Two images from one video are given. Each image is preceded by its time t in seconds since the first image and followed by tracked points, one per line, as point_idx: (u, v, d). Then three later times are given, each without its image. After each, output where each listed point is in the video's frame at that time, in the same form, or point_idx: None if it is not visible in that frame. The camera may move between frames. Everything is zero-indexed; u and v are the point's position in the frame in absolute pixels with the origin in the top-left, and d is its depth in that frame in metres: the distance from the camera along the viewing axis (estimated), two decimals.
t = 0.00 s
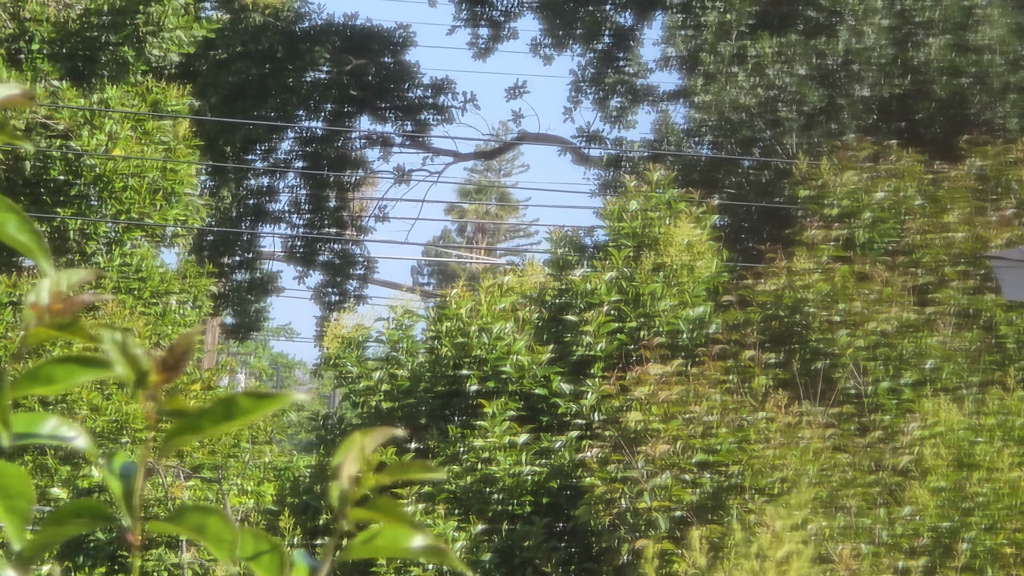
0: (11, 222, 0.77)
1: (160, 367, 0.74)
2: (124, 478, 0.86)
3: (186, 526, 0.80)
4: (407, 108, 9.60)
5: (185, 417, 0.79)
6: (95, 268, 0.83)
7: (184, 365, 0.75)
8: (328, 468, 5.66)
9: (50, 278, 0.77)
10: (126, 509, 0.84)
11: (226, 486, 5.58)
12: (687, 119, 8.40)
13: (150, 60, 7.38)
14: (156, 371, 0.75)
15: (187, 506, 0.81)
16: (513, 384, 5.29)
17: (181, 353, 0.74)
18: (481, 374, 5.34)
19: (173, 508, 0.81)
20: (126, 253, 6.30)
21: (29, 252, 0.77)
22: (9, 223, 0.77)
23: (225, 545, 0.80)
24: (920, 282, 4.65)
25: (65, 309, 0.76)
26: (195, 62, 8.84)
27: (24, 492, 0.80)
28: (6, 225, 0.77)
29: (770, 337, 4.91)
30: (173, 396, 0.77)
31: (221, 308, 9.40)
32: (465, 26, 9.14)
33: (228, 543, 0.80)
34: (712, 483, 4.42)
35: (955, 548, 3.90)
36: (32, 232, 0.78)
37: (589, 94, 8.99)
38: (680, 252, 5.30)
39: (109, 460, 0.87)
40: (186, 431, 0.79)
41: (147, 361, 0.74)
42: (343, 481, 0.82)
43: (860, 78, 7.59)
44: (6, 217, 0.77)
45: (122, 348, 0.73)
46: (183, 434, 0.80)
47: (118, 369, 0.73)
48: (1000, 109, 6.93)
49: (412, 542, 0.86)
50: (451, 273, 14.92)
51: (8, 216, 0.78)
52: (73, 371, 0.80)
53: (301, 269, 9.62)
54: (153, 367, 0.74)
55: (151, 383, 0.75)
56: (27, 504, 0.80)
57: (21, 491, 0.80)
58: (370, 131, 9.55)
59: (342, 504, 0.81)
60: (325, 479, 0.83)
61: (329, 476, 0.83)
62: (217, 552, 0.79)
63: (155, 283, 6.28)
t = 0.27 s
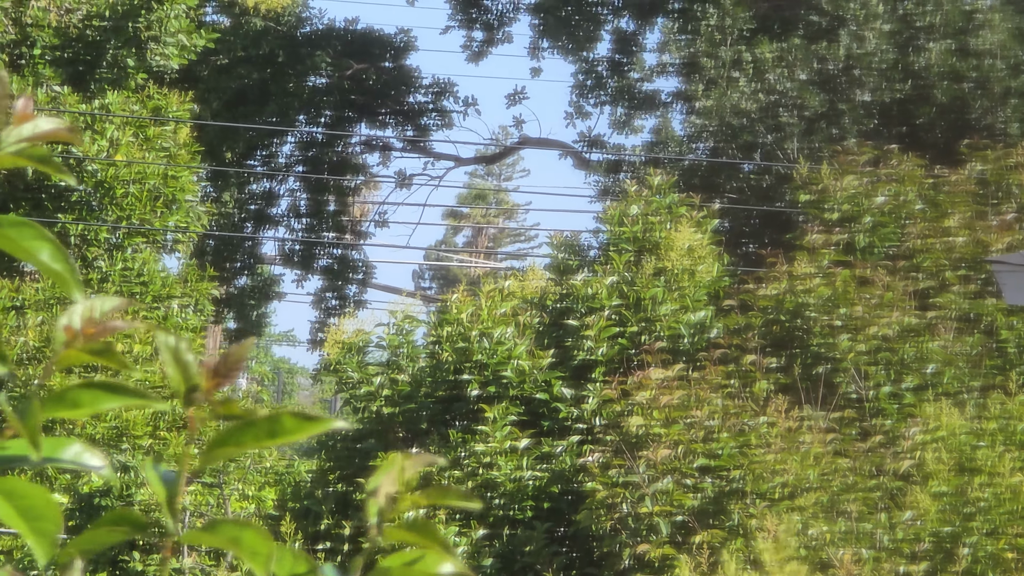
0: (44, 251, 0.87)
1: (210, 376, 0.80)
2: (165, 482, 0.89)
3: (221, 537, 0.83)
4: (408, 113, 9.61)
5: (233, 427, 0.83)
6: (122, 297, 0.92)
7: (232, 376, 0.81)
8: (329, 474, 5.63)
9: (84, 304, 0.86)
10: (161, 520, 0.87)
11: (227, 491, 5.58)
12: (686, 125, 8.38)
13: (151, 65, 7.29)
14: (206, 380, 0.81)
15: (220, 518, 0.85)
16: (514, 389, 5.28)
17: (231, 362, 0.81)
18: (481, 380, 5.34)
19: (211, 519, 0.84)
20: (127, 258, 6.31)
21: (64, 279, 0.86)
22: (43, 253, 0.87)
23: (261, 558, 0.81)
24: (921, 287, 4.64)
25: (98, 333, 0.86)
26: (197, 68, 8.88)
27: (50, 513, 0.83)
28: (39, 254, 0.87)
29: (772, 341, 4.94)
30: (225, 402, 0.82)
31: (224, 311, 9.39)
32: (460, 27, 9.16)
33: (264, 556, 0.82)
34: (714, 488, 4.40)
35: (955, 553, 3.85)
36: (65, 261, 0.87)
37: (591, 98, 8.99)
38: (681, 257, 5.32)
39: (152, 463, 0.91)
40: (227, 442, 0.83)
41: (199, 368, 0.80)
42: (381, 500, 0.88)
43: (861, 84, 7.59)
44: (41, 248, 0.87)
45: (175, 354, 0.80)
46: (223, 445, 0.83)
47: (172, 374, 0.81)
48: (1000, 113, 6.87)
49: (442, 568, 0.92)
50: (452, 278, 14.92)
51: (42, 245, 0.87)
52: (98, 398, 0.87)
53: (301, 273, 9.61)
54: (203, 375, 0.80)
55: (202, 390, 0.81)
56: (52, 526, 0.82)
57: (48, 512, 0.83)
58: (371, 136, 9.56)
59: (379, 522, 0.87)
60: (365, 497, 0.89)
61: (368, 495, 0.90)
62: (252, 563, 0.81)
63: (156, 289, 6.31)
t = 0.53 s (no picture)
0: (48, 252, 0.88)
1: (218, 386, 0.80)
2: (173, 491, 0.89)
3: (230, 546, 0.83)
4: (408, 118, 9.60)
5: (241, 436, 0.83)
6: (128, 298, 0.93)
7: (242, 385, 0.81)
8: (330, 477, 5.62)
9: (88, 307, 0.87)
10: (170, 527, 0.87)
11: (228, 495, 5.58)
12: (686, 129, 8.43)
13: (150, 70, 7.42)
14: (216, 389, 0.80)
15: (229, 526, 0.85)
16: (515, 394, 5.29)
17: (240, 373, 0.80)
18: (483, 384, 5.34)
19: (218, 527, 0.85)
20: (129, 263, 6.32)
21: (69, 279, 0.87)
22: (48, 254, 0.87)
23: (269, 567, 0.82)
24: (922, 291, 4.65)
25: (104, 333, 0.86)
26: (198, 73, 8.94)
27: (56, 515, 0.83)
28: (45, 255, 0.87)
29: (772, 346, 4.94)
30: (235, 411, 0.81)
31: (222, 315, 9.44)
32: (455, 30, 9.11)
33: (272, 564, 0.82)
34: (715, 493, 4.41)
35: (957, 557, 3.88)
36: (69, 261, 0.88)
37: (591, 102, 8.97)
38: (682, 261, 5.32)
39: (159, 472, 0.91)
40: (234, 454, 0.82)
41: (209, 377, 0.80)
42: (393, 507, 0.89)
43: (863, 88, 7.59)
44: (45, 248, 0.88)
45: (185, 363, 0.80)
46: (233, 456, 0.83)
47: (181, 383, 0.81)
48: (1002, 118, 6.94)
49: None
50: (452, 283, 14.89)
51: (47, 246, 0.88)
52: (102, 400, 0.87)
53: (298, 276, 9.56)
54: (211, 384, 0.80)
55: (212, 400, 0.81)
56: (60, 526, 0.82)
57: (56, 514, 0.83)
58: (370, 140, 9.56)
59: (391, 528, 0.87)
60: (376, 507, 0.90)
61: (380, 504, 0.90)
62: (260, 570, 0.82)
63: (158, 294, 6.31)
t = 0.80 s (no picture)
0: (48, 252, 0.88)
1: (199, 382, 0.79)
2: (161, 489, 0.89)
3: (220, 542, 0.83)
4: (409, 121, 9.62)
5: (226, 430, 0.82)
6: (127, 296, 0.93)
7: (225, 381, 0.80)
8: (332, 480, 5.64)
9: (85, 305, 0.87)
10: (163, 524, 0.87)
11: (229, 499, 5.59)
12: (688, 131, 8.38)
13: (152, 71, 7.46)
14: (196, 386, 0.79)
15: (220, 523, 0.85)
16: (517, 397, 5.30)
17: (223, 367, 0.79)
18: (485, 388, 5.34)
19: (210, 523, 0.84)
20: (130, 266, 6.33)
21: (67, 278, 0.87)
22: (48, 254, 0.88)
23: (258, 562, 0.82)
24: (923, 295, 4.66)
25: (100, 332, 0.86)
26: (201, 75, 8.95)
27: (55, 514, 0.84)
28: (45, 255, 0.88)
29: (773, 349, 4.88)
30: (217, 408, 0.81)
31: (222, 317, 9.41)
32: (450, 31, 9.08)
33: (261, 560, 0.82)
34: (716, 496, 4.42)
35: (959, 559, 3.93)
36: (68, 260, 0.88)
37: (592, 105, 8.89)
38: (684, 264, 5.30)
39: (148, 469, 0.90)
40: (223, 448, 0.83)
41: (189, 374, 0.79)
42: (377, 500, 0.88)
43: (864, 92, 7.60)
44: (45, 248, 0.88)
45: (166, 360, 0.79)
46: (220, 450, 0.83)
47: (163, 381, 0.79)
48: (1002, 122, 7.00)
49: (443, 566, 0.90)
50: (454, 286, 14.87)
51: (46, 246, 0.88)
52: (102, 398, 0.88)
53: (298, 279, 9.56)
54: (192, 381, 0.79)
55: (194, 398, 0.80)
56: (59, 525, 0.83)
57: (54, 513, 0.84)
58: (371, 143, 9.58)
59: (375, 523, 0.86)
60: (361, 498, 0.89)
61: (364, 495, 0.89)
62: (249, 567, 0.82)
63: (159, 297, 6.34)
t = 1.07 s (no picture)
0: (59, 260, 0.89)
1: (211, 381, 0.80)
2: (172, 488, 0.89)
3: (231, 541, 0.84)
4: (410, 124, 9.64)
5: (238, 431, 0.83)
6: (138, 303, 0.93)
7: (237, 381, 0.80)
8: (335, 482, 5.65)
9: (99, 313, 0.87)
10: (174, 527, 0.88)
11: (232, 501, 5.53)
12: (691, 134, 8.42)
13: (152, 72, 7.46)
14: (209, 386, 0.80)
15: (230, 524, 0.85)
16: (519, 399, 5.30)
17: (236, 368, 0.80)
18: (487, 391, 5.35)
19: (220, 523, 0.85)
20: (131, 268, 6.34)
21: (78, 286, 0.87)
22: (60, 262, 0.89)
23: (269, 561, 0.83)
24: (926, 297, 4.63)
25: (113, 340, 0.86)
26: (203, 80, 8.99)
27: (64, 519, 0.84)
28: (56, 263, 0.89)
29: (776, 351, 4.92)
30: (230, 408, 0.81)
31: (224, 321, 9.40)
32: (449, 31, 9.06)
33: (272, 559, 0.83)
34: (718, 498, 4.50)
35: (961, 562, 3.83)
36: (80, 269, 0.89)
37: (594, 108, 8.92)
38: (686, 267, 5.32)
39: (160, 469, 0.91)
40: (235, 448, 0.83)
41: (203, 375, 0.79)
42: (392, 499, 0.87)
43: (866, 94, 7.60)
44: (56, 257, 0.89)
45: (179, 360, 0.80)
46: (231, 450, 0.83)
47: (177, 381, 0.80)
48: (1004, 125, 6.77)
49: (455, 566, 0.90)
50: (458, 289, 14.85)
51: (58, 255, 0.89)
52: (115, 406, 0.88)
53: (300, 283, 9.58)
54: (205, 381, 0.79)
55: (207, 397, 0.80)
56: (68, 530, 0.84)
57: (64, 518, 0.84)
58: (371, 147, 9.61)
59: (389, 520, 0.86)
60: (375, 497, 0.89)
61: (378, 494, 0.89)
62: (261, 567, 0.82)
63: (159, 299, 6.34)
